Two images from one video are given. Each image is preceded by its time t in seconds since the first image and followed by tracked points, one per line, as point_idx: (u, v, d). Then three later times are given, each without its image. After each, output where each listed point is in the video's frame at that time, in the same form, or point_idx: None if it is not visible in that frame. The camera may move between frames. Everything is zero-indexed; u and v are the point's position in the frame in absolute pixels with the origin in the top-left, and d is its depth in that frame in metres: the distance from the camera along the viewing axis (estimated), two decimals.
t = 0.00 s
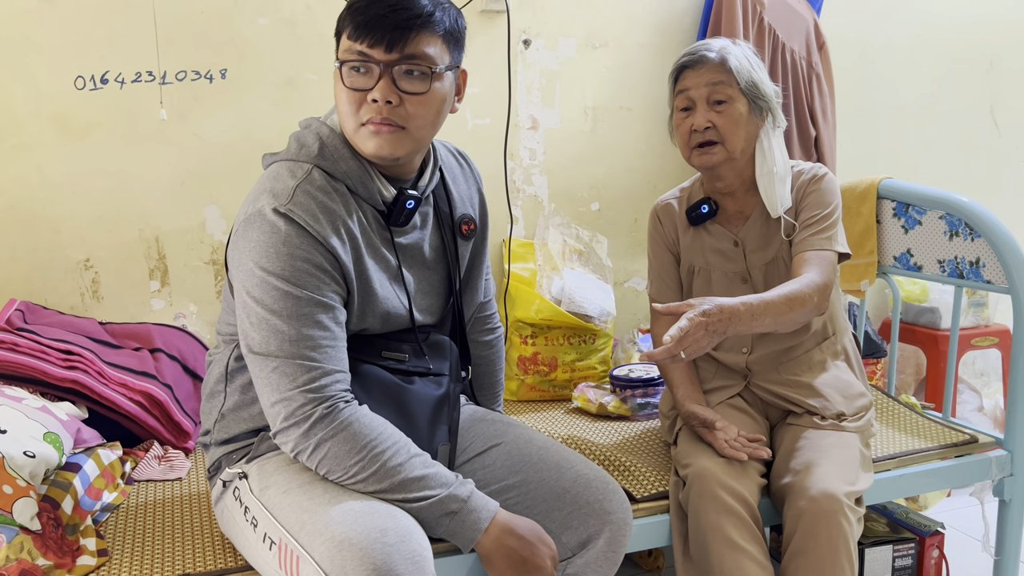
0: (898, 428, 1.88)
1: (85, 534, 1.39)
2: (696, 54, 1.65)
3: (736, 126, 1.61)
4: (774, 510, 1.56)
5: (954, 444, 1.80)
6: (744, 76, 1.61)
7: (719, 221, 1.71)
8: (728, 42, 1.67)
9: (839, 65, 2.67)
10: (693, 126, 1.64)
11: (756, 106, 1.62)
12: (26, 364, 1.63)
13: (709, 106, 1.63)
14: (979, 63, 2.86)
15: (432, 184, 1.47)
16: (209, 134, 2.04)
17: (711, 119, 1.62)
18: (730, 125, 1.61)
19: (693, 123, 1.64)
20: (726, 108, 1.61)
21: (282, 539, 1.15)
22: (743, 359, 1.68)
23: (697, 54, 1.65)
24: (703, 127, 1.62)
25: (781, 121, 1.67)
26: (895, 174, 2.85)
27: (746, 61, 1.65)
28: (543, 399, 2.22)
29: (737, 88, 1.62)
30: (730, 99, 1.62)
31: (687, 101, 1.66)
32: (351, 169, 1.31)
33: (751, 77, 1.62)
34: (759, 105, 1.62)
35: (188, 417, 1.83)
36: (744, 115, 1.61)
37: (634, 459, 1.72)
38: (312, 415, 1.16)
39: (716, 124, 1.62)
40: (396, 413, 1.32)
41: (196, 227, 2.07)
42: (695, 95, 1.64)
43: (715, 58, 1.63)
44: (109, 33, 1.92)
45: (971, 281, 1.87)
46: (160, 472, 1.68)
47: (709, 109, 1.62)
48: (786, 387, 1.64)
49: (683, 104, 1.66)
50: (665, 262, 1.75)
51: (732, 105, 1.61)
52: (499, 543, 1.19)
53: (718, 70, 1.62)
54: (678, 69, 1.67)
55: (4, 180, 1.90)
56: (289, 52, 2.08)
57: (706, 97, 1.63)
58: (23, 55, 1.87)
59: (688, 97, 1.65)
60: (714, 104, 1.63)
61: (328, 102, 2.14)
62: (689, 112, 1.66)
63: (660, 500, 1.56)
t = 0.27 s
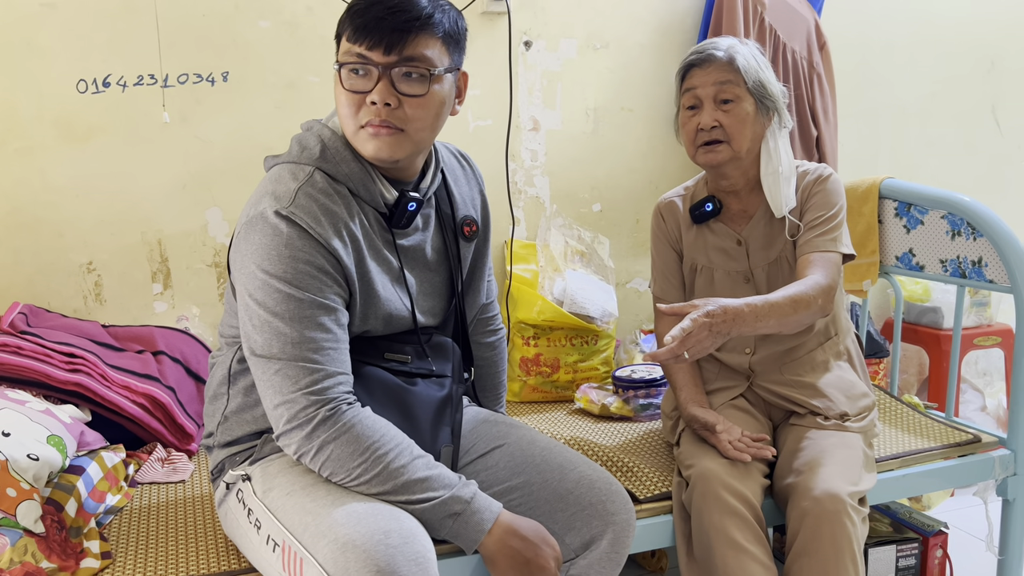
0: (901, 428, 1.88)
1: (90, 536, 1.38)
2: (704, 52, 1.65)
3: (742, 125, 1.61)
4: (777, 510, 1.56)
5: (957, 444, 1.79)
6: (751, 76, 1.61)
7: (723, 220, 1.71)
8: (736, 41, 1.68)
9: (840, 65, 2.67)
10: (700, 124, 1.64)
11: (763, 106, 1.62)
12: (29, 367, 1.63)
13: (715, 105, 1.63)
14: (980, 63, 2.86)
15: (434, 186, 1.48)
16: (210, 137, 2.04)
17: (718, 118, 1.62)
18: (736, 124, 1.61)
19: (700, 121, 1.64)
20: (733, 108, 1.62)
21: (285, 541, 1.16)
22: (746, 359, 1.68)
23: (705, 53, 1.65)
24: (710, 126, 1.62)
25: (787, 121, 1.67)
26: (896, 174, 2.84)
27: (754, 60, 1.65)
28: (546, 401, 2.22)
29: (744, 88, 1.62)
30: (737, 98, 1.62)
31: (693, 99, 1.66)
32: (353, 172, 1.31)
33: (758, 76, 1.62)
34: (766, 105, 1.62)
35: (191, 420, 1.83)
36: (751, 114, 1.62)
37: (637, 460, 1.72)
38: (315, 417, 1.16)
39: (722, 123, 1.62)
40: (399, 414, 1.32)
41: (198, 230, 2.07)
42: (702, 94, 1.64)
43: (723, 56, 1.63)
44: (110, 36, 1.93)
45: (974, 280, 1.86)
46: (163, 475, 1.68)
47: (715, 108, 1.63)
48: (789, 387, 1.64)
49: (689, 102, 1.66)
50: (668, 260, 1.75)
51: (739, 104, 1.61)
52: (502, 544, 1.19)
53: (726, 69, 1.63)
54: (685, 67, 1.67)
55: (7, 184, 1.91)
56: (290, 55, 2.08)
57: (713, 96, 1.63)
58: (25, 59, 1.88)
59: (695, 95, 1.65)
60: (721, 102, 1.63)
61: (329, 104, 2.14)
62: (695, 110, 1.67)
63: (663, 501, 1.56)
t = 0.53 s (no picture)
0: (907, 429, 1.88)
1: (95, 539, 1.39)
2: (711, 52, 1.65)
3: (749, 125, 1.61)
4: (782, 511, 1.55)
5: (963, 444, 1.79)
6: (758, 76, 1.61)
7: (729, 221, 1.71)
8: (743, 41, 1.67)
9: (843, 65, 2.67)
10: (706, 124, 1.64)
11: (769, 107, 1.62)
12: (35, 371, 1.63)
13: (722, 104, 1.63)
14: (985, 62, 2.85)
15: (437, 189, 1.48)
16: (214, 140, 2.05)
17: (724, 118, 1.62)
18: (742, 124, 1.61)
19: (706, 121, 1.64)
20: (739, 108, 1.62)
21: (291, 544, 1.16)
22: (751, 360, 1.67)
23: (712, 53, 1.65)
24: (716, 125, 1.62)
25: (794, 122, 1.66)
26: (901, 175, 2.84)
27: (761, 60, 1.65)
28: (550, 402, 2.22)
29: (751, 88, 1.62)
30: (743, 98, 1.62)
31: (700, 99, 1.66)
32: (356, 175, 1.32)
33: (765, 76, 1.62)
34: (772, 106, 1.62)
35: (196, 423, 1.84)
36: (757, 114, 1.62)
37: (642, 462, 1.72)
38: (319, 420, 1.16)
39: (728, 123, 1.62)
40: (403, 416, 1.32)
41: (203, 233, 2.08)
42: (708, 94, 1.64)
43: (730, 56, 1.63)
44: (115, 40, 1.93)
45: (979, 280, 1.86)
46: (168, 478, 1.68)
47: (721, 108, 1.63)
48: (795, 387, 1.63)
49: (696, 102, 1.66)
50: (674, 261, 1.74)
51: (746, 104, 1.61)
52: (508, 546, 1.18)
53: (732, 69, 1.63)
54: (692, 66, 1.67)
55: (12, 188, 1.91)
56: (294, 58, 2.09)
57: (719, 96, 1.63)
58: (30, 64, 1.89)
59: (702, 95, 1.65)
60: (727, 102, 1.63)
61: (333, 107, 2.15)
62: (701, 110, 1.66)
63: (668, 502, 1.56)
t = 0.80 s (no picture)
0: (916, 431, 1.87)
1: (105, 543, 1.39)
2: (718, 54, 1.64)
3: (756, 128, 1.61)
4: (791, 514, 1.55)
5: (973, 446, 1.78)
6: (766, 78, 1.61)
7: (736, 223, 1.71)
8: (751, 42, 1.67)
9: (850, 66, 2.66)
10: (712, 126, 1.64)
11: (776, 109, 1.62)
12: (45, 375, 1.64)
13: (729, 107, 1.63)
14: (992, 63, 2.84)
15: (443, 192, 1.48)
16: (222, 145, 2.06)
17: (731, 121, 1.62)
18: (749, 127, 1.61)
19: (713, 123, 1.64)
20: (747, 110, 1.61)
21: (299, 547, 1.16)
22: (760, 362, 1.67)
23: (720, 54, 1.64)
24: (723, 128, 1.62)
25: (802, 124, 1.66)
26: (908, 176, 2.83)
27: (769, 62, 1.64)
28: (557, 405, 2.22)
29: (758, 90, 1.61)
30: (750, 100, 1.61)
31: (707, 101, 1.66)
32: (363, 178, 1.32)
33: (773, 78, 1.61)
34: (780, 108, 1.62)
35: (205, 426, 1.84)
36: (764, 117, 1.61)
37: (650, 465, 1.72)
38: (327, 423, 1.16)
39: (735, 126, 1.62)
40: (411, 419, 1.33)
41: (211, 237, 2.09)
42: (715, 96, 1.64)
43: (737, 58, 1.62)
44: (123, 46, 1.94)
45: (988, 281, 1.85)
46: (177, 481, 1.69)
47: (729, 111, 1.63)
48: (804, 390, 1.63)
49: (703, 104, 1.66)
50: (682, 263, 1.74)
51: (753, 106, 1.61)
52: (516, 548, 1.18)
53: (739, 71, 1.62)
54: (699, 68, 1.67)
55: (22, 194, 1.93)
56: (301, 62, 2.09)
57: (726, 98, 1.63)
58: (39, 70, 1.90)
59: (709, 97, 1.65)
60: (734, 105, 1.63)
61: (340, 112, 2.16)
62: (709, 112, 1.66)
63: (676, 505, 1.55)
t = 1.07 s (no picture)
0: (928, 436, 1.86)
1: (116, 548, 1.41)
2: (735, 57, 1.64)
3: (775, 132, 1.62)
4: (801, 519, 1.55)
5: (985, 451, 1.76)
6: (784, 84, 1.62)
7: (745, 228, 1.70)
8: (765, 48, 1.68)
9: (860, 70, 2.65)
10: (733, 130, 1.63)
11: (792, 115, 1.63)
12: (59, 381, 1.66)
13: (749, 111, 1.63)
14: (1004, 66, 2.83)
15: (451, 198, 1.49)
16: (233, 152, 2.07)
17: (753, 124, 1.62)
18: (770, 131, 1.61)
19: (734, 127, 1.63)
20: (767, 115, 1.62)
21: (308, 552, 1.17)
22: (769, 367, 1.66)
23: (737, 58, 1.64)
24: (744, 132, 1.62)
25: (812, 131, 1.68)
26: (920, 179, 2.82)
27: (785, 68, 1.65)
28: (567, 410, 2.22)
29: (777, 95, 1.62)
30: (771, 106, 1.62)
31: (725, 105, 1.65)
32: (371, 185, 1.33)
33: (790, 85, 1.63)
34: (795, 114, 1.64)
35: (216, 431, 1.85)
36: (783, 122, 1.62)
37: (659, 470, 1.71)
38: (335, 428, 1.17)
39: (757, 130, 1.62)
40: (419, 424, 1.33)
41: (222, 244, 2.10)
42: (735, 100, 1.64)
43: (756, 62, 1.63)
44: (135, 55, 1.96)
45: (1000, 285, 1.83)
46: (189, 486, 1.70)
47: (749, 115, 1.63)
48: (812, 395, 1.62)
49: (721, 108, 1.66)
50: (690, 268, 1.75)
51: (773, 111, 1.62)
52: (523, 554, 1.19)
53: (760, 75, 1.63)
54: (715, 71, 1.67)
55: (36, 201, 1.95)
56: (311, 70, 2.11)
57: (747, 102, 1.63)
58: (52, 79, 1.92)
59: (728, 101, 1.65)
60: (754, 109, 1.63)
61: (350, 119, 2.17)
62: (727, 117, 1.66)
63: (685, 511, 1.55)
